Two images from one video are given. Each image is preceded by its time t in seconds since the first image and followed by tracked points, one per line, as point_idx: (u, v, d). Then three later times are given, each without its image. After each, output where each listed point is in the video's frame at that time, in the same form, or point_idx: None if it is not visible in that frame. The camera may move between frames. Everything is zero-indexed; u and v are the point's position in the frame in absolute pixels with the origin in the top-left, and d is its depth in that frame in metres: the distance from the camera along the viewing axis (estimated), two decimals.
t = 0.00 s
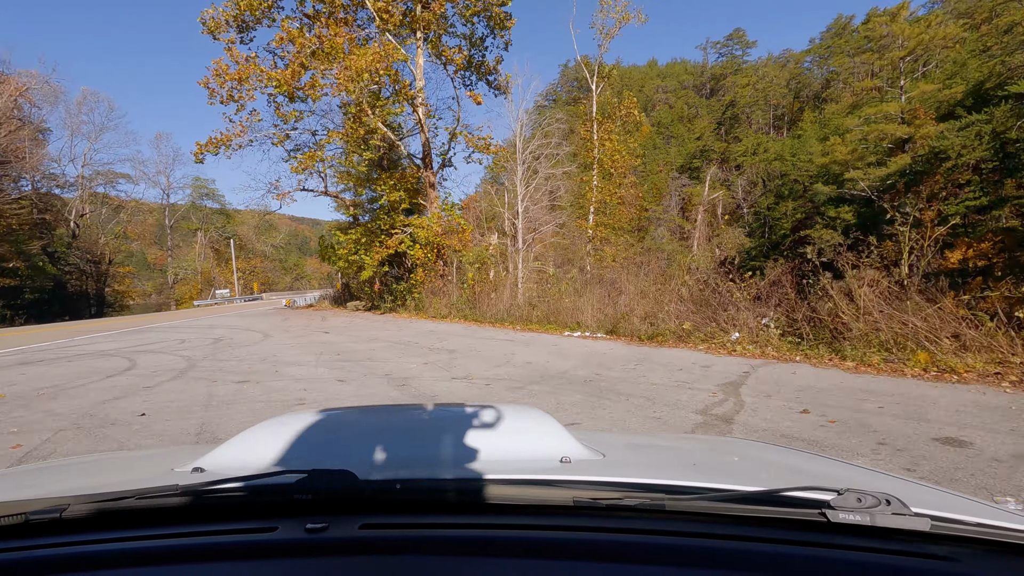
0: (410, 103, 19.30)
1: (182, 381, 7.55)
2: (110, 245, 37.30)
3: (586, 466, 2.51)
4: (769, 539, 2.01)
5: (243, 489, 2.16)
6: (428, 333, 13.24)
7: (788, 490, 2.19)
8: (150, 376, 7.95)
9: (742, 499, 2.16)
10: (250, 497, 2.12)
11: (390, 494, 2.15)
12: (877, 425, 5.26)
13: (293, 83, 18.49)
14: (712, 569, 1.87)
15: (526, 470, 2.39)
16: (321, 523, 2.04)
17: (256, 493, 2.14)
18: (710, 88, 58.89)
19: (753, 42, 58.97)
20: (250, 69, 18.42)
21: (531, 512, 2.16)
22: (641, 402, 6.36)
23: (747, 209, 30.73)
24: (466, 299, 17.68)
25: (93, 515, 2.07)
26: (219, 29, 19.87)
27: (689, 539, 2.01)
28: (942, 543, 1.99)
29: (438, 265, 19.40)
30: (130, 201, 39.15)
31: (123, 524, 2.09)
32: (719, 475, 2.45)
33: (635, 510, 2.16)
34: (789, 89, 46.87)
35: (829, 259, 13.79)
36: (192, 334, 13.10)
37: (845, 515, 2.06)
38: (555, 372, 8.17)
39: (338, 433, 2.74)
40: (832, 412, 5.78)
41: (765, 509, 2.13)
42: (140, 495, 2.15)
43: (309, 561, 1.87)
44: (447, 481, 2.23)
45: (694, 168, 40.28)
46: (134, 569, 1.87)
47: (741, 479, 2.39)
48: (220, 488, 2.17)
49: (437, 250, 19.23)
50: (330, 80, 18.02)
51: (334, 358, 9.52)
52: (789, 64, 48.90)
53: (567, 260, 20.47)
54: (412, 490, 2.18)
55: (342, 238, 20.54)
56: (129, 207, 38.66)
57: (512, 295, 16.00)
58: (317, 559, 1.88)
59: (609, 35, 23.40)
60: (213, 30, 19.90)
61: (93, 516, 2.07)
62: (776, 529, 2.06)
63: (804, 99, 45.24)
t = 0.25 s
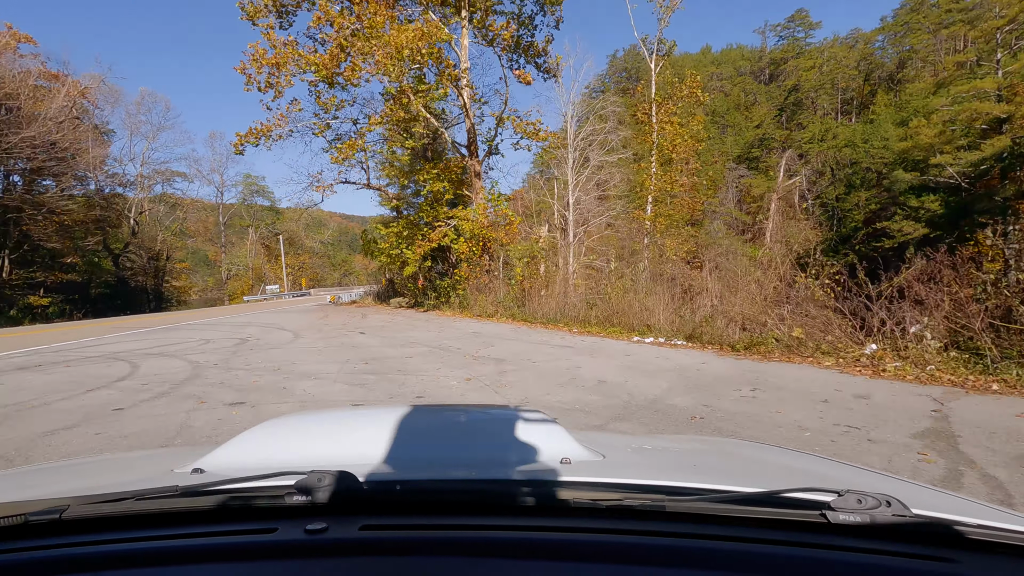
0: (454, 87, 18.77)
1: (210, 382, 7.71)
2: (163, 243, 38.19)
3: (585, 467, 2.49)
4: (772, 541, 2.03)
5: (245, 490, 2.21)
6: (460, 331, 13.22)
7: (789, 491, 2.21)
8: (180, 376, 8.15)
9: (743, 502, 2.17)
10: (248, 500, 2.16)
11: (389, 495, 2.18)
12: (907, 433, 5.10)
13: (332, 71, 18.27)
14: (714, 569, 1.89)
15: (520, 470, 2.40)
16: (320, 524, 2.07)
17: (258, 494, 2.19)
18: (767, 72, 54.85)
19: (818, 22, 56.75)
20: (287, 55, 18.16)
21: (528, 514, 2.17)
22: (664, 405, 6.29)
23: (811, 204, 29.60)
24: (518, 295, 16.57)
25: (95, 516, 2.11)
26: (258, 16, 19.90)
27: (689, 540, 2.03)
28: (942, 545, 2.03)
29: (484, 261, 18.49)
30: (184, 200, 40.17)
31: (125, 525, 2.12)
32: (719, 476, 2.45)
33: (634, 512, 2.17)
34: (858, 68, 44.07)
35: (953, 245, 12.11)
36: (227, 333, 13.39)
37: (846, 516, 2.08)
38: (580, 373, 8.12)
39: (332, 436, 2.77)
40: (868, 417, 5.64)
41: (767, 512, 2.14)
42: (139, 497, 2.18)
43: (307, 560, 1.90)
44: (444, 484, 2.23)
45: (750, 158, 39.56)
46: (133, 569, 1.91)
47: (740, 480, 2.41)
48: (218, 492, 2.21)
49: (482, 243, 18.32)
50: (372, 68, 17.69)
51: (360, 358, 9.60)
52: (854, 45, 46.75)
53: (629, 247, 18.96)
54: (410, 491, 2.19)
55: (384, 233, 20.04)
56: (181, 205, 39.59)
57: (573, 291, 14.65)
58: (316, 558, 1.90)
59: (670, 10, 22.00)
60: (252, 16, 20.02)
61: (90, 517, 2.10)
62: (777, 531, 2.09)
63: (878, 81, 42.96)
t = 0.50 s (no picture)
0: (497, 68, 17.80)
1: (238, 380, 7.94)
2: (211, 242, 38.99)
3: (586, 469, 2.45)
4: (772, 541, 2.06)
5: (245, 491, 2.22)
6: (488, 330, 13.25)
7: (789, 491, 2.23)
8: (211, 375, 8.41)
9: (744, 501, 2.19)
10: (247, 500, 2.18)
11: (390, 496, 2.20)
12: (934, 441, 4.95)
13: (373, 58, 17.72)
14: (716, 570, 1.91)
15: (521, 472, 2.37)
16: (321, 524, 2.10)
17: (258, 494, 2.20)
18: (826, 58, 52.67)
19: (882, 4, 53.94)
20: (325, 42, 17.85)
21: (526, 515, 2.17)
22: (683, 407, 6.23)
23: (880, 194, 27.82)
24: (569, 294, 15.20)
25: (95, 516, 2.14)
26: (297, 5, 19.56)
27: (689, 539, 2.06)
28: (942, 544, 2.05)
29: (529, 258, 17.52)
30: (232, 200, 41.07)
31: (126, 525, 2.15)
32: (720, 475, 2.45)
33: (635, 511, 2.19)
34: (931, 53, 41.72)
35: None
36: (259, 331, 13.74)
37: (847, 515, 2.11)
38: (600, 373, 8.09)
39: (332, 435, 2.76)
40: (895, 423, 5.52)
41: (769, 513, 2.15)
42: (139, 497, 2.21)
43: (308, 560, 1.93)
44: (447, 482, 2.25)
45: (807, 148, 37.87)
46: (135, 571, 1.94)
47: (741, 479, 2.41)
48: (217, 492, 2.22)
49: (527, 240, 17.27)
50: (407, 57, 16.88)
51: (384, 357, 9.75)
52: (928, 25, 44.07)
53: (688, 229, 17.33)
54: (410, 492, 2.20)
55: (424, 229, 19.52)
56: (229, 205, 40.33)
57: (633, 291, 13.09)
58: (316, 558, 1.93)
59: None
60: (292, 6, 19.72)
61: (91, 517, 2.13)
62: (779, 530, 2.11)
63: (952, 64, 40.45)
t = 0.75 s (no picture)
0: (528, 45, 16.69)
1: (251, 378, 8.00)
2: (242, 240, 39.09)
3: (587, 468, 2.43)
4: (772, 542, 2.03)
5: (244, 491, 2.22)
6: (506, 327, 13.18)
7: (790, 490, 2.20)
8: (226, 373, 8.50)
9: (743, 500, 2.17)
10: (247, 501, 2.18)
11: (390, 495, 2.20)
12: (944, 443, 4.88)
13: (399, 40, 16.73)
14: (714, 570, 1.90)
15: (521, 470, 2.36)
16: (322, 524, 2.11)
17: (258, 494, 2.20)
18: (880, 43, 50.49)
19: None
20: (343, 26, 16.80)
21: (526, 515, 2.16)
22: (694, 406, 6.20)
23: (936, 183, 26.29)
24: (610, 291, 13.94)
25: (95, 516, 2.15)
26: None
27: (689, 541, 2.04)
28: (942, 545, 2.04)
29: (565, 253, 16.14)
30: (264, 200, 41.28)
31: (127, 525, 2.16)
32: (721, 476, 2.42)
33: (634, 511, 2.18)
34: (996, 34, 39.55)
35: None
36: (279, 331, 13.86)
37: (846, 515, 2.09)
38: (613, 371, 8.04)
39: (333, 435, 2.76)
40: (908, 423, 5.44)
41: (768, 513, 2.14)
42: (140, 497, 2.22)
43: (308, 561, 1.93)
44: (449, 482, 2.25)
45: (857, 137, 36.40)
46: (134, 571, 1.95)
47: (743, 479, 2.37)
48: (217, 492, 2.23)
49: (565, 235, 15.93)
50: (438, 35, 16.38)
51: (396, 356, 9.77)
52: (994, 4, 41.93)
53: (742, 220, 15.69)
54: (411, 493, 2.20)
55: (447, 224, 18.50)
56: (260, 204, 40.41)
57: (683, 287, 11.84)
58: (316, 559, 1.94)
59: None
60: None
61: (92, 517, 2.15)
62: (778, 532, 2.10)
63: None
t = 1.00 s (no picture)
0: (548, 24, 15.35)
1: (256, 376, 8.02)
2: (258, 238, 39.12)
3: (587, 468, 2.43)
4: (771, 542, 2.03)
5: (243, 492, 2.22)
6: (517, 325, 13.09)
7: (790, 491, 2.18)
8: (232, 371, 8.53)
9: (742, 500, 2.17)
10: (246, 502, 2.18)
11: (390, 495, 2.19)
12: (957, 435, 4.79)
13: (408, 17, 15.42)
14: (713, 570, 1.89)
15: (522, 471, 2.34)
16: (322, 525, 2.11)
17: (257, 495, 2.19)
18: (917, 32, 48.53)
19: None
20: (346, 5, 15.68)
21: (525, 515, 2.16)
22: (701, 401, 6.16)
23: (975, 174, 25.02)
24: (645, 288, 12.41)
25: (95, 518, 2.15)
26: None
27: (687, 541, 2.03)
28: (942, 544, 2.03)
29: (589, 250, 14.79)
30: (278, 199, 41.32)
31: (127, 526, 2.16)
32: (723, 476, 2.41)
33: (634, 511, 2.17)
34: None
35: None
36: (290, 330, 13.90)
37: (845, 514, 2.08)
38: (621, 367, 8.00)
39: (334, 436, 2.75)
40: (919, 419, 5.35)
41: (767, 513, 2.13)
42: (140, 498, 2.22)
43: (307, 562, 1.93)
44: (449, 482, 2.24)
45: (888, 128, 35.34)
46: (133, 571, 1.95)
47: (743, 480, 2.36)
48: (216, 493, 2.23)
49: (590, 228, 14.64)
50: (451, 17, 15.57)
51: (403, 353, 9.76)
52: None
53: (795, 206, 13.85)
54: (412, 493, 2.20)
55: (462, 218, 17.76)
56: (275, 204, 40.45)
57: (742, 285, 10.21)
58: (314, 560, 1.94)
59: None
60: None
61: (92, 518, 2.15)
62: (777, 532, 2.09)
63: None
